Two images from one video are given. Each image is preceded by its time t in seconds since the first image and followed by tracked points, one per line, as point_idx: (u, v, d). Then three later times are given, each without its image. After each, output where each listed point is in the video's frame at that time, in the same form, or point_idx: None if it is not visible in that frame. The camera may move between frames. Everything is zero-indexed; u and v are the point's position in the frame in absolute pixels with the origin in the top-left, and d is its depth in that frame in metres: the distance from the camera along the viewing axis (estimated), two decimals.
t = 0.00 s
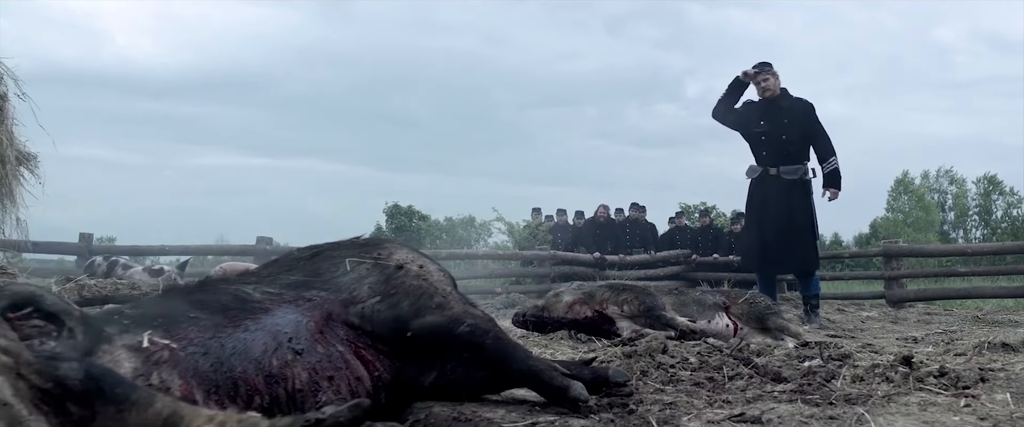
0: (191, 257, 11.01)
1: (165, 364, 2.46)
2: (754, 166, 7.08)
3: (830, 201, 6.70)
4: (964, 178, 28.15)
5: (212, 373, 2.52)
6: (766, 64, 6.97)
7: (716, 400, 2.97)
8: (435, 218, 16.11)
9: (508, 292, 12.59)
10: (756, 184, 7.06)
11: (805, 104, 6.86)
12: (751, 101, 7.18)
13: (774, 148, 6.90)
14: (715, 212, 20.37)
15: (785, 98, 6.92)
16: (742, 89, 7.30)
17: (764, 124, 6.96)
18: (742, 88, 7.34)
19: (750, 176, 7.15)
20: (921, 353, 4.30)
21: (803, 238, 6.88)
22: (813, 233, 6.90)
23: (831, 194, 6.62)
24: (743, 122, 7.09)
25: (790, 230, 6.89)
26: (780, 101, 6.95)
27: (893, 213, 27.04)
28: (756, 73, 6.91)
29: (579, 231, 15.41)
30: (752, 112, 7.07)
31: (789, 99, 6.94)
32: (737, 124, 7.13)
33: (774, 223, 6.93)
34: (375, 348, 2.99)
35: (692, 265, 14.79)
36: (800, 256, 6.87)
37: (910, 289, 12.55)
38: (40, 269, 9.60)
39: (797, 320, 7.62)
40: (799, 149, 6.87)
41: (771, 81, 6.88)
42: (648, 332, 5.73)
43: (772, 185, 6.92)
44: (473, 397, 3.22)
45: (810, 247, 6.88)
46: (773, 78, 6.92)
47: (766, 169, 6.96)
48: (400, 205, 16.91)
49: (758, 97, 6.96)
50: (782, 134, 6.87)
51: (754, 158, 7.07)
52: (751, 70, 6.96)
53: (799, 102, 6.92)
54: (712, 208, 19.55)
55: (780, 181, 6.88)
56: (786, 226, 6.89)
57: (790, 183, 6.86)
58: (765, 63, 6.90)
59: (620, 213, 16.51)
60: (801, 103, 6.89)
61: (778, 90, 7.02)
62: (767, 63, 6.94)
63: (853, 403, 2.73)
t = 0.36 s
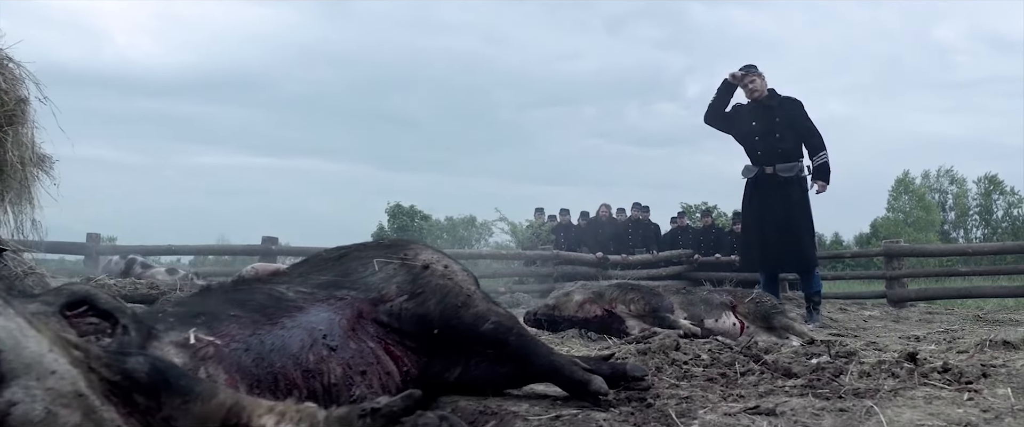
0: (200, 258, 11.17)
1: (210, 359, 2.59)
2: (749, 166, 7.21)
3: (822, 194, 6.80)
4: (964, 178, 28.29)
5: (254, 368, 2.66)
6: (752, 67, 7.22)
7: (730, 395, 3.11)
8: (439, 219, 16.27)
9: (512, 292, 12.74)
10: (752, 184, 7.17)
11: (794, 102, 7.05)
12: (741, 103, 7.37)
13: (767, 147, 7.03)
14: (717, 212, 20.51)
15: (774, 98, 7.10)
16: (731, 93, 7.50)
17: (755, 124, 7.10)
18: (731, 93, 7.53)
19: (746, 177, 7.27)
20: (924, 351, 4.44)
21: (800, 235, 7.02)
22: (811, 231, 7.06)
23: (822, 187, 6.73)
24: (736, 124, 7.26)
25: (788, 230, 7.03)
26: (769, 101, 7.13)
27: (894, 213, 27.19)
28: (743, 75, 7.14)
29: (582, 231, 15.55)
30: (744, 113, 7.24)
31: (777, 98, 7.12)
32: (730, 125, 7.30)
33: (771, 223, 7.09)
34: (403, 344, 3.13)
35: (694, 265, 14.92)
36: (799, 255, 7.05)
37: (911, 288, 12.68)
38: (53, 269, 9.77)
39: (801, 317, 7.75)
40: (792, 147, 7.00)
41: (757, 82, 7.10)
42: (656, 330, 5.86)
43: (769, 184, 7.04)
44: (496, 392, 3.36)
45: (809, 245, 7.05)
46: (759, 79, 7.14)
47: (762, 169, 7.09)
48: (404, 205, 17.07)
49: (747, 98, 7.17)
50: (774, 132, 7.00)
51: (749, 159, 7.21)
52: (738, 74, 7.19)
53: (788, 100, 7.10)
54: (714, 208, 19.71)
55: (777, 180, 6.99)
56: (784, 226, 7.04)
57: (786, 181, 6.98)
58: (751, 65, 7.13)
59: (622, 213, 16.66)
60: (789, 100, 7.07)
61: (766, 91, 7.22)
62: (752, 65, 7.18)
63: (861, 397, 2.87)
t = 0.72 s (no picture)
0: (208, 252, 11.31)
1: (252, 350, 2.73)
2: (751, 164, 7.34)
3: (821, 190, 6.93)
4: (965, 172, 28.40)
5: (292, 358, 2.80)
6: (754, 65, 7.32)
7: (743, 384, 3.25)
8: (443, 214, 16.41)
9: (516, 286, 12.89)
10: (754, 181, 7.32)
11: (795, 99, 7.15)
12: (742, 101, 7.48)
13: (768, 144, 7.16)
14: (718, 207, 20.65)
15: (775, 96, 7.20)
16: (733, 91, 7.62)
17: (757, 122, 7.23)
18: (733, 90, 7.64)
19: (748, 174, 7.41)
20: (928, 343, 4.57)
21: (801, 230, 7.14)
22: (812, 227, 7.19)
23: (821, 183, 6.85)
24: (737, 122, 7.39)
25: (789, 226, 7.18)
26: (771, 99, 7.24)
27: (895, 207, 27.33)
28: (744, 74, 7.27)
29: (585, 226, 15.68)
30: (745, 111, 7.37)
31: (778, 96, 7.22)
32: (732, 123, 7.43)
33: (773, 219, 7.24)
34: (429, 336, 3.27)
35: (696, 260, 15.05)
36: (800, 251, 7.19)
37: (912, 283, 12.81)
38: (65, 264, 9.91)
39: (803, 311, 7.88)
40: (793, 144, 7.13)
41: (758, 81, 7.22)
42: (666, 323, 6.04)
43: (770, 181, 7.19)
44: (517, 382, 3.50)
45: (810, 241, 7.16)
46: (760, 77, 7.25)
47: (763, 166, 7.22)
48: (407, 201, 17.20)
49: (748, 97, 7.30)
50: (775, 130, 7.13)
51: (751, 156, 7.34)
52: (740, 72, 7.32)
53: (789, 98, 7.20)
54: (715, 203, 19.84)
55: (778, 177, 7.14)
56: (785, 222, 7.18)
57: (786, 178, 7.12)
58: (752, 63, 7.24)
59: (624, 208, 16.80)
60: (790, 98, 7.17)
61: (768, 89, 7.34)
62: (754, 63, 7.28)
63: (868, 386, 3.00)
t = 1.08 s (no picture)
0: (218, 248, 11.44)
1: (292, 343, 2.89)
2: (758, 160, 7.48)
3: (829, 187, 7.06)
4: (968, 168, 28.48)
5: (330, 350, 2.96)
6: (763, 62, 7.39)
7: (757, 375, 3.40)
8: (449, 210, 16.55)
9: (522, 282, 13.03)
10: (760, 178, 7.47)
11: (803, 96, 7.22)
12: (751, 97, 7.59)
13: (776, 141, 7.28)
14: (722, 203, 20.76)
15: (783, 93, 7.29)
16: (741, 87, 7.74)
17: (764, 119, 7.34)
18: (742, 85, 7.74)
19: (754, 170, 7.55)
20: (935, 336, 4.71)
21: (807, 227, 7.29)
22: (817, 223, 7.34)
23: (829, 181, 6.98)
24: (745, 118, 7.51)
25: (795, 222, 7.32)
26: (779, 96, 7.32)
27: (897, 203, 27.42)
28: (753, 72, 7.35)
29: (590, 222, 15.81)
30: (753, 107, 7.48)
31: (787, 93, 7.30)
32: (739, 119, 7.55)
33: (779, 215, 7.38)
34: (456, 330, 3.42)
35: (701, 256, 15.18)
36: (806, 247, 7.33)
37: (915, 278, 12.94)
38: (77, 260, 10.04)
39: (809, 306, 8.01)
40: (800, 140, 7.24)
41: (765, 79, 7.30)
42: (677, 318, 6.17)
43: (776, 178, 7.33)
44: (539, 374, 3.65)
45: (817, 238, 7.28)
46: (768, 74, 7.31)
47: (770, 163, 7.36)
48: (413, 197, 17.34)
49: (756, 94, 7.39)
50: (783, 127, 7.24)
51: (758, 152, 7.48)
52: (748, 70, 7.40)
53: (797, 94, 7.28)
54: (718, 199, 19.98)
55: (784, 174, 7.28)
56: (791, 218, 7.33)
57: (793, 175, 7.26)
58: (760, 61, 7.31)
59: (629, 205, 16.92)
60: (798, 94, 7.23)
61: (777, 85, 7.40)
62: (762, 61, 7.35)
63: (878, 376, 3.14)
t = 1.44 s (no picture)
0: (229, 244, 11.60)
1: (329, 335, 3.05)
2: (764, 156, 7.59)
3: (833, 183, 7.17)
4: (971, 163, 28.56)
5: (364, 342, 3.12)
6: (770, 60, 7.56)
7: (771, 366, 3.54)
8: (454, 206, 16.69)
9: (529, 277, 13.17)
10: (766, 174, 7.58)
11: (809, 93, 7.34)
12: (757, 94, 7.73)
13: (782, 137, 7.40)
14: (725, 199, 20.89)
15: (788, 90, 7.43)
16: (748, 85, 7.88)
17: (770, 116, 7.48)
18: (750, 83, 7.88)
19: (761, 166, 7.66)
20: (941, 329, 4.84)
21: (813, 223, 7.41)
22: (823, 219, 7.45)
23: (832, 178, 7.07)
24: (751, 115, 7.67)
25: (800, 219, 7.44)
26: (785, 93, 7.46)
27: (900, 199, 27.52)
28: (759, 70, 7.54)
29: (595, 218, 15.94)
30: (760, 104, 7.61)
31: (792, 91, 7.44)
32: (746, 116, 7.70)
33: (783, 212, 7.50)
34: (482, 322, 3.57)
35: (705, 251, 15.33)
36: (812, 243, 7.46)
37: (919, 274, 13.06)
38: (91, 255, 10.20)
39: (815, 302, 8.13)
40: (806, 137, 7.35)
41: (771, 77, 7.46)
42: (688, 313, 6.31)
43: (782, 174, 7.43)
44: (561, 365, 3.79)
45: (823, 233, 7.41)
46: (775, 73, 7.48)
47: (776, 159, 7.45)
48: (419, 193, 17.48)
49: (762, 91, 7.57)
50: (789, 124, 7.37)
51: (764, 149, 7.59)
52: (755, 67, 7.57)
53: (803, 92, 7.41)
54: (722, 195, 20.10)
55: (789, 170, 7.39)
56: (796, 214, 7.45)
57: (798, 171, 7.36)
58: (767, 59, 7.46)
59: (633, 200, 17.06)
60: (805, 92, 7.37)
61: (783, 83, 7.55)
62: (769, 59, 7.52)
63: (887, 366, 3.28)
